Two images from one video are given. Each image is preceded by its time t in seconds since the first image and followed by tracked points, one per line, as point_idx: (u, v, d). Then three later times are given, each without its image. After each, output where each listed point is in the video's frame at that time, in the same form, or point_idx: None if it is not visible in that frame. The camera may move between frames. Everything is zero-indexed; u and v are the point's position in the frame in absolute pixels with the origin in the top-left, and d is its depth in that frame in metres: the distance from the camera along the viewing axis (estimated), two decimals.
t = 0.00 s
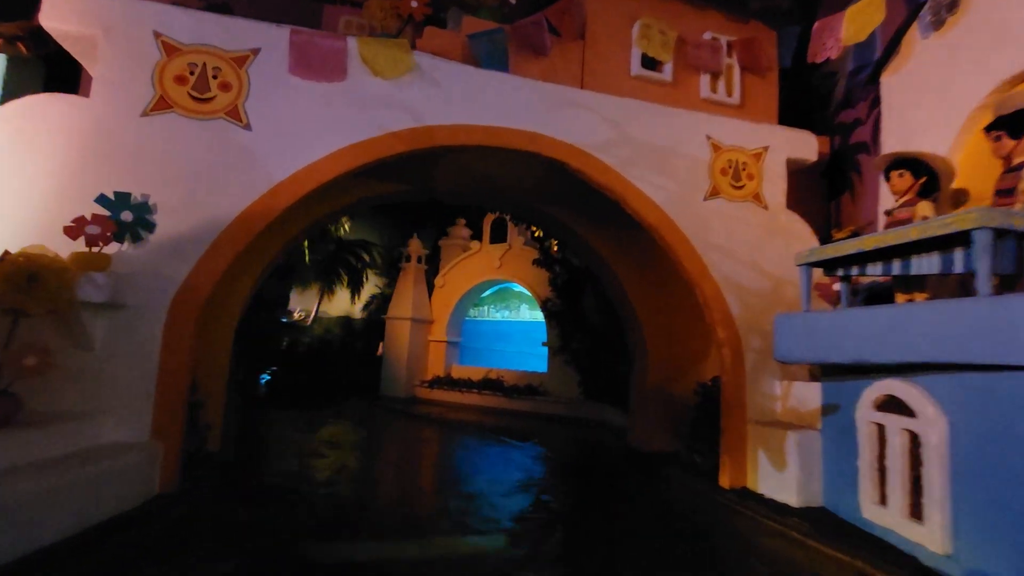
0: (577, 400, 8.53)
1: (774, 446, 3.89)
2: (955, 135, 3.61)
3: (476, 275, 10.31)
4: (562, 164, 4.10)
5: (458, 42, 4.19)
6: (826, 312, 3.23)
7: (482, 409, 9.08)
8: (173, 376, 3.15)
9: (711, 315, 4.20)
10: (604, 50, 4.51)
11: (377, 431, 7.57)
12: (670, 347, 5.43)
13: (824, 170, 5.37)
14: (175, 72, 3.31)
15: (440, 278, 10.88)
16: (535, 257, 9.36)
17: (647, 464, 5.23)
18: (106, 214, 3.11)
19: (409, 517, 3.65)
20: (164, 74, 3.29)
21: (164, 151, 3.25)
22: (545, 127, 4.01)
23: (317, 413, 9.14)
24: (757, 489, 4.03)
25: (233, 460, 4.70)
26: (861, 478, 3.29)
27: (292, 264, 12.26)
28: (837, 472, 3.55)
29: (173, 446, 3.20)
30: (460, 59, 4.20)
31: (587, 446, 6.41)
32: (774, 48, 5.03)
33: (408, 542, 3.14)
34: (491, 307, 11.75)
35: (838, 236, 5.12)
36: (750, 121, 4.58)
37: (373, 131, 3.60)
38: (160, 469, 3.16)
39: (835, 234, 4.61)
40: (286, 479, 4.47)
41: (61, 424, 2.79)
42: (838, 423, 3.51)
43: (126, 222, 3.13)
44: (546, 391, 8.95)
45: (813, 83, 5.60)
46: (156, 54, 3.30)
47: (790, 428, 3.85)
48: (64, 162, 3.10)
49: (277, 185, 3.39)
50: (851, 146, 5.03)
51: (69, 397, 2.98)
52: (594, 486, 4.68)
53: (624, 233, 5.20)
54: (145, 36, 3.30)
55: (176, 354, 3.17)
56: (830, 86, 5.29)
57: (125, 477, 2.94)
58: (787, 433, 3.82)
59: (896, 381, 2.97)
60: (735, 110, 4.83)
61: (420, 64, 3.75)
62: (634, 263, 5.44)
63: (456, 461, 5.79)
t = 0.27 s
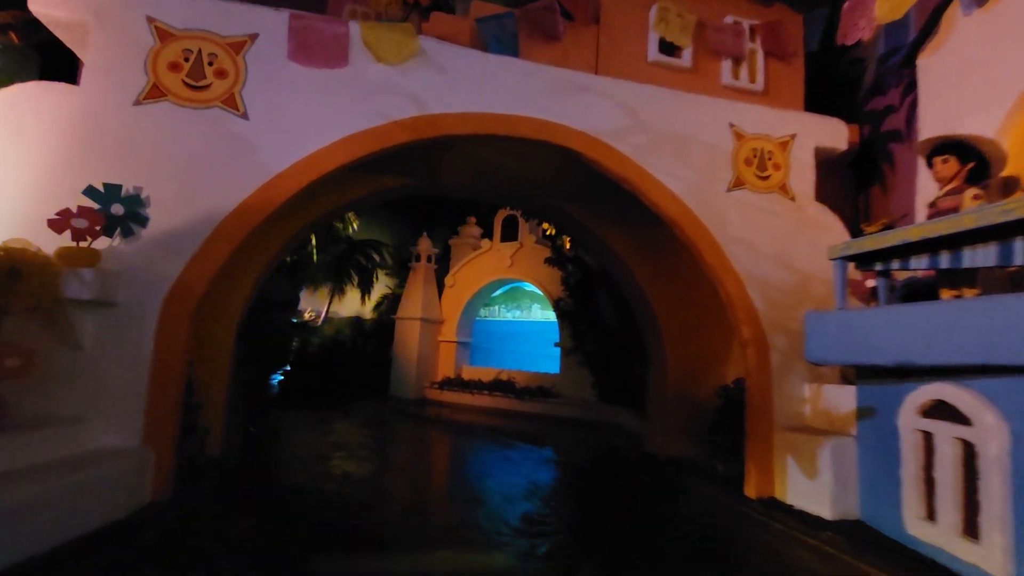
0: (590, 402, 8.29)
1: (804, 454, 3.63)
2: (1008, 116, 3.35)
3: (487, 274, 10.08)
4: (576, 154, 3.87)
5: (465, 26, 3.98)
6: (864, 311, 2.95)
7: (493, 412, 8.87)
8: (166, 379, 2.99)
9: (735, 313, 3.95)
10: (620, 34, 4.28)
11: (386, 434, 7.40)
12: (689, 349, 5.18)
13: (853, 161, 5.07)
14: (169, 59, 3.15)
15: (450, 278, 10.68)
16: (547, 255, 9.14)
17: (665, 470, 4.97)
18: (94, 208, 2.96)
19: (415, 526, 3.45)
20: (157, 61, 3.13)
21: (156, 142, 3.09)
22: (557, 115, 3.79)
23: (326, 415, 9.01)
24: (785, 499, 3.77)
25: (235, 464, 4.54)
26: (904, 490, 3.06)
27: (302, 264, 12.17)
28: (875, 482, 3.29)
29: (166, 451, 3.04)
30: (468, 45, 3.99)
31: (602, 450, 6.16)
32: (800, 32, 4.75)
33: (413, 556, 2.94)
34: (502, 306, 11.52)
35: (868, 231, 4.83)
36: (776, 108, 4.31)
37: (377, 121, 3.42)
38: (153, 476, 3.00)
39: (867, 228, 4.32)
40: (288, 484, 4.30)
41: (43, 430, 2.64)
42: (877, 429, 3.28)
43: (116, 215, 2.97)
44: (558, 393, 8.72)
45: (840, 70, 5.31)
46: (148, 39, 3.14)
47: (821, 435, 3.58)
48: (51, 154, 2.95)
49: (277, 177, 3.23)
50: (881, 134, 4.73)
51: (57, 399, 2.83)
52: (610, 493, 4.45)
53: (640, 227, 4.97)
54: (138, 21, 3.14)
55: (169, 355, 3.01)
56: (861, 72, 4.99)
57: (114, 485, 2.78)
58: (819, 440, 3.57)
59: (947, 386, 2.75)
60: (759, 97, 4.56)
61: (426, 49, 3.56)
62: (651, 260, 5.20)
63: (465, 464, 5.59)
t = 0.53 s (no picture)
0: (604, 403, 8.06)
1: (838, 462, 3.37)
2: None
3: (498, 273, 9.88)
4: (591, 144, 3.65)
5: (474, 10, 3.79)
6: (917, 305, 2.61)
7: (506, 413, 8.68)
8: (159, 381, 2.85)
9: (761, 311, 3.70)
10: (637, 16, 4.05)
11: (396, 435, 7.25)
12: (710, 348, 4.92)
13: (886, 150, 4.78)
14: (162, 44, 3.00)
15: (462, 277, 10.48)
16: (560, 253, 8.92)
17: (685, 476, 4.73)
18: (82, 200, 2.81)
19: (421, 531, 3.27)
20: (150, 47, 2.98)
21: (149, 132, 2.94)
22: (571, 101, 3.58)
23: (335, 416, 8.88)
24: (817, 511, 3.52)
25: (237, 468, 4.40)
26: (953, 503, 2.82)
27: (313, 264, 12.08)
28: (920, 494, 3.04)
29: (159, 457, 2.88)
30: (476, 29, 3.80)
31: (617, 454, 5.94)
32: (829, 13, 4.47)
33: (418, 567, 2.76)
34: (515, 306, 11.24)
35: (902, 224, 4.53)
36: (804, 93, 4.05)
37: (380, 109, 3.24)
38: (145, 482, 2.85)
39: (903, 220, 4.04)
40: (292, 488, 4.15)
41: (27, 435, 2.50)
42: (922, 437, 3.04)
43: (105, 208, 2.82)
44: (572, 395, 8.50)
45: (870, 55, 5.02)
46: (141, 24, 2.99)
47: (857, 442, 3.33)
48: (39, 144, 2.81)
49: (276, 168, 3.06)
50: (916, 121, 4.44)
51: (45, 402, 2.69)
52: (627, 501, 4.22)
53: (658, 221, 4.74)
54: (130, 5, 3.00)
55: (162, 355, 2.86)
56: (894, 55, 4.70)
57: (102, 493, 2.63)
58: (855, 447, 3.32)
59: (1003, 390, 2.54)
60: (785, 83, 4.27)
61: (432, 33, 3.37)
62: (669, 257, 4.95)
63: (476, 467, 5.41)
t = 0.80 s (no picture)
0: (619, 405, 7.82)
1: (876, 472, 3.11)
2: None
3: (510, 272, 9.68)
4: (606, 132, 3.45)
5: None
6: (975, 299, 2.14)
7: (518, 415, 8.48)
8: (151, 383, 2.71)
9: (789, 309, 3.45)
10: None
11: (405, 437, 7.10)
12: (731, 349, 4.67)
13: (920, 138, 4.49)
14: (154, 30, 2.87)
15: (473, 276, 10.31)
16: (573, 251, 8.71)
17: (706, 483, 4.50)
18: (71, 193, 2.69)
19: (427, 539, 3.10)
20: (143, 33, 2.85)
21: (140, 121, 2.81)
22: (585, 87, 3.37)
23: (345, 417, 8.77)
24: (853, 524, 3.26)
25: (239, 471, 4.28)
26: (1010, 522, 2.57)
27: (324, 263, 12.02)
28: (970, 509, 2.79)
29: (151, 463, 2.75)
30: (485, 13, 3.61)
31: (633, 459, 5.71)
32: None
33: None
34: (527, 306, 11.04)
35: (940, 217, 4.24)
36: (834, 76, 3.79)
37: (383, 96, 3.07)
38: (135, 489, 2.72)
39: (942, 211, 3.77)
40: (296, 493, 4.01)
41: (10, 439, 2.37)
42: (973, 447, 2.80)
43: (94, 201, 2.69)
44: (586, 396, 8.28)
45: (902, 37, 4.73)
46: (132, 10, 2.86)
47: (897, 450, 3.07)
48: (26, 135, 2.69)
49: (273, 159, 2.91)
50: (954, 107, 4.16)
51: (31, 405, 2.57)
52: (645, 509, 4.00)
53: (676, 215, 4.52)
54: None
55: (154, 356, 2.72)
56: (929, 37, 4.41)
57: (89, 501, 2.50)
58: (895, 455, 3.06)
59: None
60: (813, 65, 3.99)
61: (437, 16, 3.19)
62: (688, 253, 4.72)
63: (486, 470, 5.23)
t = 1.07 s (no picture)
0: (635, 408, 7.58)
1: (917, 484, 2.85)
2: None
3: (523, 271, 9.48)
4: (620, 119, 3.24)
5: None
6: None
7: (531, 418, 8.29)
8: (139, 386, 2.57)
9: (820, 307, 3.20)
10: None
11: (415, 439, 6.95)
12: (754, 350, 4.42)
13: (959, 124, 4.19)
14: (144, 15, 2.73)
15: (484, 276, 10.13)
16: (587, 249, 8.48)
17: (727, 491, 4.26)
18: (56, 185, 2.56)
19: (431, 551, 2.92)
20: (131, 18, 2.71)
21: (129, 110, 2.68)
22: (598, 71, 3.16)
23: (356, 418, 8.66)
24: (890, 540, 3.00)
25: (241, 474, 4.16)
26: None
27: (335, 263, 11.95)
28: None
29: (140, 470, 2.62)
30: None
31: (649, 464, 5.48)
32: None
33: None
34: (540, 306, 10.84)
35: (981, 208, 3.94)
36: (867, 57, 3.52)
37: (383, 82, 2.90)
38: (124, 497, 2.59)
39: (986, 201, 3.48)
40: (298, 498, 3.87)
41: None
42: None
43: (80, 193, 2.56)
44: (600, 398, 8.05)
45: (939, 17, 4.42)
46: None
47: (941, 461, 2.81)
48: (11, 125, 2.57)
49: (268, 149, 2.76)
50: (997, 89, 3.86)
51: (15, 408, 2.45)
52: (662, 519, 3.78)
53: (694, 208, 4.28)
54: None
55: (142, 357, 2.59)
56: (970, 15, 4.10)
57: (72, 511, 2.37)
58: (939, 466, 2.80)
59: None
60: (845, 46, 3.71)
61: None
62: (708, 249, 4.48)
63: (496, 475, 5.04)
